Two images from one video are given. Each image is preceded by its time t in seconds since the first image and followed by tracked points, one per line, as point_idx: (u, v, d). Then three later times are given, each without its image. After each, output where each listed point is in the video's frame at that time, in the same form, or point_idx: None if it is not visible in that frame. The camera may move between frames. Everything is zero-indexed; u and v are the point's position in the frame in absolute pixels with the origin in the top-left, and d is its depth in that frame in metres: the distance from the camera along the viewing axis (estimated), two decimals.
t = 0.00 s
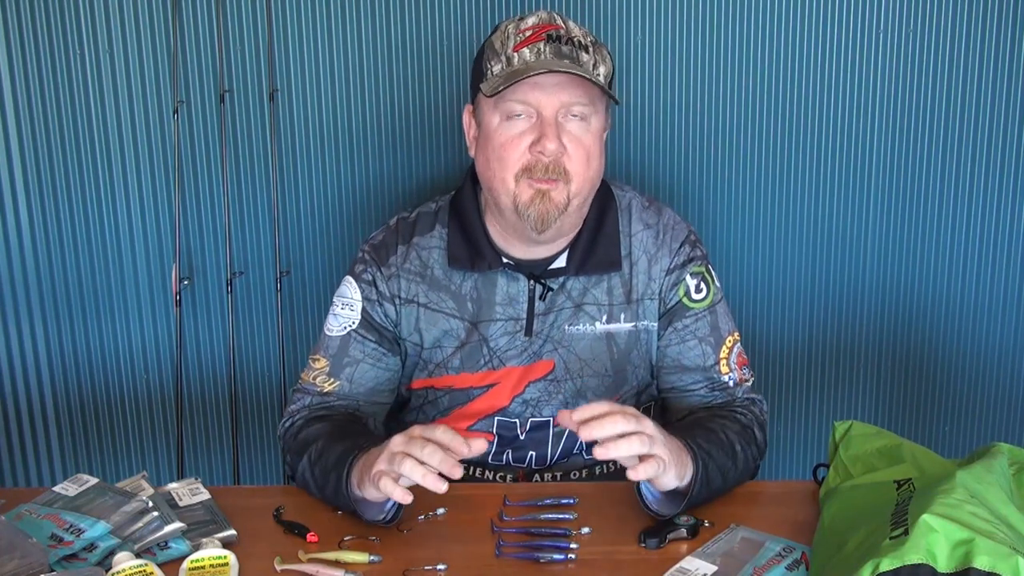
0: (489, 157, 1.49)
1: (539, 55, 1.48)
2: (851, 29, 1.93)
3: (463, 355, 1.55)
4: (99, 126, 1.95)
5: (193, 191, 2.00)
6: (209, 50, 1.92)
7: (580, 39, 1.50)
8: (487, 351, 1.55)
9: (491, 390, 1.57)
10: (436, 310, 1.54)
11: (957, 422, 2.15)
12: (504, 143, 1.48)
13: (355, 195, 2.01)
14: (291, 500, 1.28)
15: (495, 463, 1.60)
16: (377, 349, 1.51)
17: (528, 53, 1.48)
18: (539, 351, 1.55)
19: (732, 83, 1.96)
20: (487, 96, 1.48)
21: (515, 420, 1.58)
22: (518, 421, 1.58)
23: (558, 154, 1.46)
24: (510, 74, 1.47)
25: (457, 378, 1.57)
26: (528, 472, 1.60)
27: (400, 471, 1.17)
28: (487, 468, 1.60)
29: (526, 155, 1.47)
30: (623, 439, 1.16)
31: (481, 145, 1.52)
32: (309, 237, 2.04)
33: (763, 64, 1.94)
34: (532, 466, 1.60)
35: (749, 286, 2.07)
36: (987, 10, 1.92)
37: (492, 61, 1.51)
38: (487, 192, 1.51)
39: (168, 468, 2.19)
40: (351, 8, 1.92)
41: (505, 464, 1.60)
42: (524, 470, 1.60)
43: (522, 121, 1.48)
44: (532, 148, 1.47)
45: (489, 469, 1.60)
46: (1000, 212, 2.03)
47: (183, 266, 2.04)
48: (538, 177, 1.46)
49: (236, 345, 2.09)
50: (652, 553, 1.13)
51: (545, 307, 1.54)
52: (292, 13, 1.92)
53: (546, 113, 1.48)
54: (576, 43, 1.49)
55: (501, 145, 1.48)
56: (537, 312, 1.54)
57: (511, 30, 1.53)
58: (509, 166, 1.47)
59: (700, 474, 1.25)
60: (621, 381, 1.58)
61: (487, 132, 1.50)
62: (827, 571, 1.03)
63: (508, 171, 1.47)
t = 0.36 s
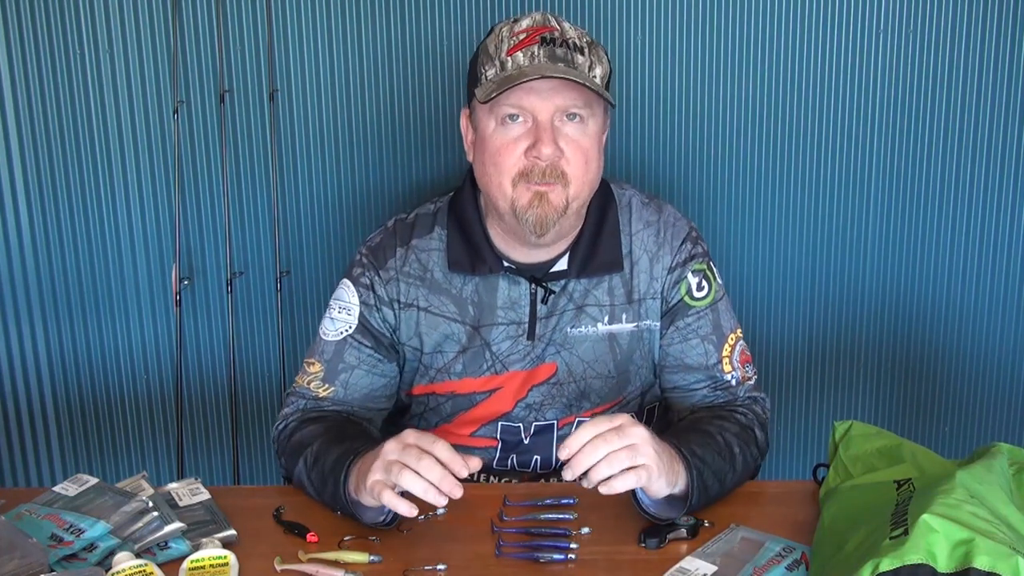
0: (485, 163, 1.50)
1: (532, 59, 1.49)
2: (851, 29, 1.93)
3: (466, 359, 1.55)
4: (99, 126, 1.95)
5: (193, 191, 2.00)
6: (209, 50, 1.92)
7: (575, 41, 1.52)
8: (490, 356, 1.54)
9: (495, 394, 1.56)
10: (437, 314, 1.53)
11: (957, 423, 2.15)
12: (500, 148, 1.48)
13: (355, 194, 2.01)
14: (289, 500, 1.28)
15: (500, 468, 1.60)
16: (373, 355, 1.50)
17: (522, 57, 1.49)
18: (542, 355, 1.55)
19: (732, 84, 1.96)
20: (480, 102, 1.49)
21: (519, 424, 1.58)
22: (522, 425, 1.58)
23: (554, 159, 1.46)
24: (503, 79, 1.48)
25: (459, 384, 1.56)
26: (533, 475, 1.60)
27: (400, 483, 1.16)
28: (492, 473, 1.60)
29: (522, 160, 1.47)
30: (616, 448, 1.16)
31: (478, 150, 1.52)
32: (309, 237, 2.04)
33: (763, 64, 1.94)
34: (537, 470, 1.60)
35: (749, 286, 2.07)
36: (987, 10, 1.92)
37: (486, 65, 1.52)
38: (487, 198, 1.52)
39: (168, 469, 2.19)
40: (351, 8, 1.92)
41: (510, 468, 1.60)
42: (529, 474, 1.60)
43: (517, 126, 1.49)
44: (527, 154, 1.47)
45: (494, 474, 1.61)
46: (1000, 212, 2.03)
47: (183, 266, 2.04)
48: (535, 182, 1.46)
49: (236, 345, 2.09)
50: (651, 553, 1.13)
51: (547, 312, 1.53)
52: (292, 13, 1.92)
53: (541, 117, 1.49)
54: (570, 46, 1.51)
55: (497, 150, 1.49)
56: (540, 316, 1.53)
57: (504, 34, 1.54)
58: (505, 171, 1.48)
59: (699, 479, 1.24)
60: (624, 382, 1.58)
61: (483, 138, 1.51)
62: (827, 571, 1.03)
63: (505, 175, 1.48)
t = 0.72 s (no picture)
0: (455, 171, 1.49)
1: (488, 63, 1.48)
2: (851, 29, 1.93)
3: (456, 360, 1.54)
4: (99, 126, 1.95)
5: (193, 191, 2.00)
6: (209, 50, 1.92)
7: (530, 41, 1.51)
8: (477, 358, 1.54)
9: (484, 398, 1.55)
10: (424, 313, 1.54)
11: (957, 423, 2.15)
12: (467, 156, 1.48)
13: (355, 194, 2.01)
14: (290, 500, 1.28)
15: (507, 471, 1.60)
16: (363, 355, 1.51)
17: (479, 62, 1.49)
18: (532, 359, 1.53)
19: (732, 84, 1.96)
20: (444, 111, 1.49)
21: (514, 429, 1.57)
22: (516, 429, 1.57)
23: (520, 160, 1.46)
24: (462, 87, 1.48)
25: (451, 386, 1.56)
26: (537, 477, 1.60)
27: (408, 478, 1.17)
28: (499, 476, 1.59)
29: (489, 164, 1.46)
30: (611, 454, 1.16)
31: (447, 157, 1.52)
32: (309, 236, 2.04)
33: (763, 64, 1.94)
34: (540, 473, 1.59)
35: (749, 286, 2.08)
36: (987, 10, 1.92)
37: (446, 74, 1.52)
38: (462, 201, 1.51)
39: (168, 468, 2.19)
40: (351, 7, 1.92)
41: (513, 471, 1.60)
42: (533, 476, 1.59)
43: (481, 132, 1.48)
44: (493, 158, 1.46)
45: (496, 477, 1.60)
46: (1000, 212, 2.02)
47: (183, 266, 2.04)
48: (503, 186, 1.46)
49: (236, 345, 2.09)
50: (651, 553, 1.13)
51: (531, 312, 1.52)
52: (292, 13, 1.92)
53: (504, 120, 1.48)
54: (526, 46, 1.50)
55: (463, 158, 1.48)
56: (524, 316, 1.52)
57: (461, 40, 1.54)
58: (474, 178, 1.47)
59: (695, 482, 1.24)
60: (617, 384, 1.57)
61: (450, 146, 1.51)
62: (827, 571, 1.03)
63: (475, 183, 1.47)
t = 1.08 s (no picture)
0: (428, 178, 1.49)
1: (456, 70, 1.47)
2: (851, 29, 1.93)
3: (423, 356, 1.56)
4: (99, 126, 1.95)
5: (193, 191, 2.00)
6: (208, 51, 1.92)
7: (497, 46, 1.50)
8: (444, 355, 1.55)
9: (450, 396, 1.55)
10: (395, 307, 1.55)
11: (957, 423, 2.15)
12: (439, 162, 1.47)
13: (355, 194, 2.01)
14: (290, 500, 1.28)
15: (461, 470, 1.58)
16: (353, 345, 1.52)
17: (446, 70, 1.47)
18: (497, 360, 1.54)
19: (732, 84, 1.96)
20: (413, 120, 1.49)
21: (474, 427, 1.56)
22: (477, 428, 1.56)
23: (492, 164, 1.46)
24: (430, 95, 1.47)
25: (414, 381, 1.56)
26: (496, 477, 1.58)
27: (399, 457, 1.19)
28: (454, 475, 1.58)
29: (461, 169, 1.46)
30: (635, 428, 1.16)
31: (420, 162, 1.52)
32: (309, 236, 2.04)
33: (763, 63, 1.94)
34: (499, 473, 1.58)
35: (749, 286, 2.07)
36: (987, 10, 1.92)
37: (415, 84, 1.51)
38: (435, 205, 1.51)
39: (168, 468, 2.19)
40: (351, 8, 1.92)
41: (471, 470, 1.58)
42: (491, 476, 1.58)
43: (452, 138, 1.48)
44: (465, 163, 1.46)
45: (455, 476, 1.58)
46: (1000, 212, 2.02)
47: (183, 266, 2.04)
48: (478, 191, 1.45)
49: (236, 345, 2.09)
50: (652, 553, 1.13)
51: (500, 313, 1.53)
52: (292, 13, 1.92)
53: (474, 125, 1.47)
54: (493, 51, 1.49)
55: (436, 164, 1.48)
56: (492, 318, 1.53)
57: (428, 48, 1.52)
58: (448, 183, 1.47)
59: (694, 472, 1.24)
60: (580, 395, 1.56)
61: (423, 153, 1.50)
62: (827, 571, 1.03)
63: (449, 188, 1.46)
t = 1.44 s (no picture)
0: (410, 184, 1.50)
1: (415, 84, 1.44)
2: (851, 29, 1.93)
3: (428, 351, 1.56)
4: (99, 125, 1.95)
5: (193, 191, 2.00)
6: (209, 50, 1.92)
7: (460, 55, 1.46)
8: (449, 350, 1.55)
9: (457, 389, 1.56)
10: (398, 304, 1.56)
11: (957, 422, 2.15)
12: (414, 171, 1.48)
13: (356, 192, 2.01)
14: (290, 501, 1.28)
15: (470, 464, 1.59)
16: (357, 342, 1.54)
17: (407, 84, 1.45)
18: (502, 352, 1.54)
19: (732, 83, 1.96)
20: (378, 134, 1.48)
21: (482, 420, 1.57)
22: (484, 421, 1.57)
23: (458, 174, 1.44)
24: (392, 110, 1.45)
25: (420, 377, 1.57)
26: (504, 472, 1.59)
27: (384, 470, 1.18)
28: (462, 469, 1.59)
29: (432, 180, 1.45)
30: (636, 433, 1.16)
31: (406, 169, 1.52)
32: (309, 236, 2.04)
33: (763, 63, 1.94)
34: (507, 466, 1.59)
35: (750, 286, 2.07)
36: (987, 10, 1.92)
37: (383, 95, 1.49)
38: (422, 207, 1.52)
39: (168, 468, 2.19)
40: (351, 8, 1.92)
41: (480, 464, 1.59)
42: (499, 470, 1.59)
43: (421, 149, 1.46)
44: (434, 173, 1.45)
45: (465, 470, 1.59)
46: (1000, 211, 2.02)
47: (183, 266, 2.04)
48: (454, 196, 1.45)
49: (236, 345, 2.09)
50: (652, 553, 1.13)
51: (502, 305, 1.54)
52: (292, 13, 1.92)
53: (438, 138, 1.44)
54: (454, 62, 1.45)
55: (412, 171, 1.48)
56: (495, 310, 1.54)
57: (397, 59, 1.50)
58: (423, 191, 1.47)
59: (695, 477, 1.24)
60: (585, 381, 1.57)
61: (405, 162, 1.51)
62: (827, 570, 1.03)
63: (424, 195, 1.48)
